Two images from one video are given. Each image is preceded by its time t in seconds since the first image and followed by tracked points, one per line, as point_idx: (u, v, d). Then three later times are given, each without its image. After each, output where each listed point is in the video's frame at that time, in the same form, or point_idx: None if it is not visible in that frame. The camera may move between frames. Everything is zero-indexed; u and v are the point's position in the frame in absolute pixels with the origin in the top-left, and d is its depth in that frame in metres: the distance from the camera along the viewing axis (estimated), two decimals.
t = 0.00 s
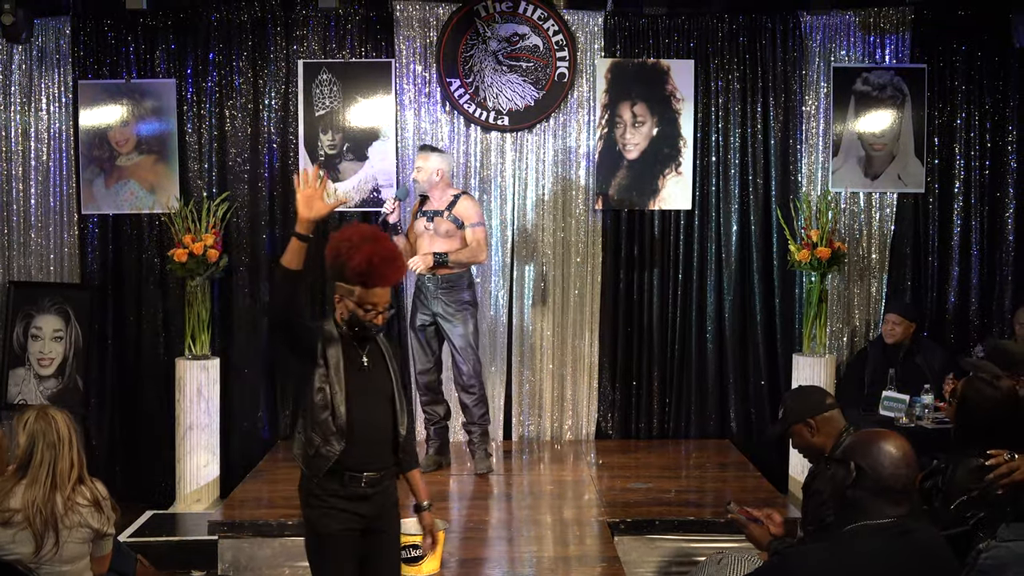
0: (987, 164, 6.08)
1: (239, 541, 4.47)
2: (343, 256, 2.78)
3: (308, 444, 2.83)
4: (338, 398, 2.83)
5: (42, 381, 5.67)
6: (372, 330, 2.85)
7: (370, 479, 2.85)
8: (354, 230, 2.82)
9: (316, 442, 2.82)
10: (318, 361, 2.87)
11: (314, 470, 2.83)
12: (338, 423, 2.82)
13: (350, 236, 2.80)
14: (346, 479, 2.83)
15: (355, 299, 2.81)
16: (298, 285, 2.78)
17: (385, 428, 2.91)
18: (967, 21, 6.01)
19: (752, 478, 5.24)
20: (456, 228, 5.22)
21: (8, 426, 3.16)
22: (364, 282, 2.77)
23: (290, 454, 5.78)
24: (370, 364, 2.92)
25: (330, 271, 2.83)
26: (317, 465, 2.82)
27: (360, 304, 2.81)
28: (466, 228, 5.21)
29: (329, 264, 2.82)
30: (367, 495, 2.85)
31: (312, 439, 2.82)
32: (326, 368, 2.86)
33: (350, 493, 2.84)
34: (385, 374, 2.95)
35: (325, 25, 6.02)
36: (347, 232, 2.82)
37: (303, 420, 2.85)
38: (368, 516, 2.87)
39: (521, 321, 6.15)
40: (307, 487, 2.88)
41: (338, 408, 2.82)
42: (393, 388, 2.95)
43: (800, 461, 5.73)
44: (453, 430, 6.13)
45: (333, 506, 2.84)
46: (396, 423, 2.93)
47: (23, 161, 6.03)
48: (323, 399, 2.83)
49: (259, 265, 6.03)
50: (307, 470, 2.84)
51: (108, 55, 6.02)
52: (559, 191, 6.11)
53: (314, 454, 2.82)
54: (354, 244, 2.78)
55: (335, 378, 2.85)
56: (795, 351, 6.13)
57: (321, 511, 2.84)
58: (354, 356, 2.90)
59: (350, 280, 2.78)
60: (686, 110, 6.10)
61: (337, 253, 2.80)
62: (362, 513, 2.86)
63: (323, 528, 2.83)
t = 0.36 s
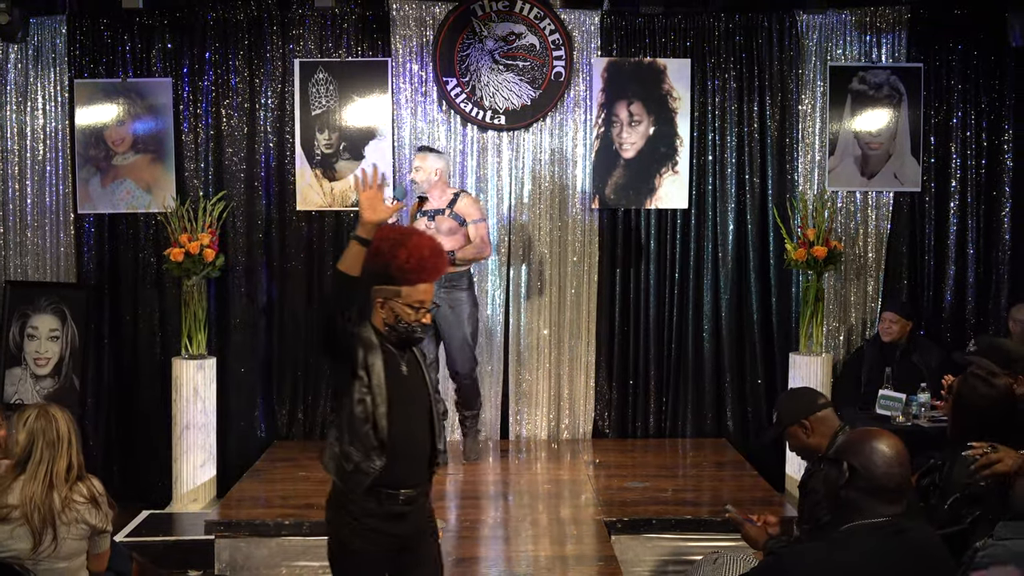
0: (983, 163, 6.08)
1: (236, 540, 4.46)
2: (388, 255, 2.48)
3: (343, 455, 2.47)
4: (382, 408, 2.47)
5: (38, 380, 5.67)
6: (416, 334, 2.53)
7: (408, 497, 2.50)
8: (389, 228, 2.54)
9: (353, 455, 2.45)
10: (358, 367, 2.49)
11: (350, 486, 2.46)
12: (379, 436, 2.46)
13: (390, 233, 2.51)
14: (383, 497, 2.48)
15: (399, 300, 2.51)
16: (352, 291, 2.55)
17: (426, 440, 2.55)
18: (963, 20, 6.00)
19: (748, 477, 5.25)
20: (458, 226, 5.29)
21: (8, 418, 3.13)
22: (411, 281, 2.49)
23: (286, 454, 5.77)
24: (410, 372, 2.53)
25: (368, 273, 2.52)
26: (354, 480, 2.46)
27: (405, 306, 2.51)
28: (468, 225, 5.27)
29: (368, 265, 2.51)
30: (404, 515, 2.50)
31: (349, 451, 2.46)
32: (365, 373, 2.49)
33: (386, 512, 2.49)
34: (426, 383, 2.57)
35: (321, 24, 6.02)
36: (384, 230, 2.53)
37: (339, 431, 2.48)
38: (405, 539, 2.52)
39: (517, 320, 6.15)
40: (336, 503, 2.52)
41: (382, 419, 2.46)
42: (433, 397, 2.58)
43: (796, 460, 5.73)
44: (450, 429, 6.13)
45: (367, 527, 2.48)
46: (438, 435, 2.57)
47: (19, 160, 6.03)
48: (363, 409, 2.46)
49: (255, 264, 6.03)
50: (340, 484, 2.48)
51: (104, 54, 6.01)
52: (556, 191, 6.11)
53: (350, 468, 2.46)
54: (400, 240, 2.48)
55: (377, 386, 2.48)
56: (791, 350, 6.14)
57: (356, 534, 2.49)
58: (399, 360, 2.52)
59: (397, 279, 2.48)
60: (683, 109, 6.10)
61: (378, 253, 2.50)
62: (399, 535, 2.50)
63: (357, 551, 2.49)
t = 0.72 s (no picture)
0: (980, 163, 6.09)
1: (233, 541, 4.46)
2: (445, 256, 2.51)
3: (406, 466, 2.53)
4: (442, 417, 2.54)
5: (35, 381, 5.66)
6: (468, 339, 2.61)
7: (469, 508, 2.58)
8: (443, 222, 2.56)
9: (419, 465, 2.52)
10: (415, 377, 2.55)
11: (416, 498, 2.53)
12: (444, 444, 2.53)
13: (446, 230, 2.53)
14: (447, 508, 2.55)
15: (452, 303, 2.57)
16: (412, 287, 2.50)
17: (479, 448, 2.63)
18: (960, 20, 6.01)
19: (746, 477, 5.26)
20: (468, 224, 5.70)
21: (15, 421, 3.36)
22: (467, 281, 2.55)
23: (284, 455, 5.78)
24: (463, 379, 2.62)
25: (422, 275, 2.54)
26: (419, 491, 2.52)
27: (458, 308, 2.58)
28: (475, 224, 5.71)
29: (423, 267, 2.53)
30: (463, 525, 2.58)
31: (412, 462, 2.52)
32: (425, 380, 2.56)
33: (448, 522, 2.56)
34: (476, 390, 2.66)
35: (318, 25, 6.02)
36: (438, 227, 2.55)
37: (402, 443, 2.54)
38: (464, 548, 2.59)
39: (515, 321, 6.15)
40: (398, 518, 2.58)
41: (443, 428, 2.53)
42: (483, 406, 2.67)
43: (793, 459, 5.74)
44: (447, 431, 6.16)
45: (431, 538, 2.55)
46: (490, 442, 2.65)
47: (16, 162, 6.03)
48: (423, 420, 2.53)
49: (252, 265, 6.03)
50: (403, 497, 2.54)
51: (100, 55, 6.00)
52: (553, 191, 6.11)
53: (416, 479, 2.52)
54: (457, 240, 2.51)
55: (437, 396, 2.55)
56: (789, 350, 6.14)
57: (419, 546, 2.55)
58: (453, 371, 2.60)
59: (453, 281, 2.53)
60: (679, 109, 6.10)
61: (435, 253, 2.52)
62: (458, 545, 2.57)
63: (423, 563, 2.55)
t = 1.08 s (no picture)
0: (975, 162, 6.10)
1: (229, 540, 4.46)
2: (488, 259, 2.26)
3: (457, 482, 2.34)
4: (494, 428, 2.36)
5: (30, 381, 5.66)
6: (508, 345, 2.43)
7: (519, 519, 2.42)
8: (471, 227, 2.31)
9: (472, 480, 2.34)
10: (464, 388, 2.35)
11: (470, 515, 2.34)
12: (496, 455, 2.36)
13: (478, 234, 2.29)
14: (500, 522, 2.37)
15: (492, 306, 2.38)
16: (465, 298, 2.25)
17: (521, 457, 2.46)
18: (955, 19, 6.03)
19: (741, 475, 5.27)
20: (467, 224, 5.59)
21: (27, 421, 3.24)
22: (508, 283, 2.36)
23: (280, 454, 5.77)
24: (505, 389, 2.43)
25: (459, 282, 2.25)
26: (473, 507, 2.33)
27: (497, 313, 2.38)
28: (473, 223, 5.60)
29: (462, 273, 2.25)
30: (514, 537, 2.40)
31: (465, 478, 2.34)
32: (473, 394, 2.35)
33: (500, 536, 2.38)
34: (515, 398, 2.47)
35: (313, 23, 6.01)
36: (465, 233, 2.29)
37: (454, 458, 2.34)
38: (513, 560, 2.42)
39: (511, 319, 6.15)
40: (445, 535, 2.37)
41: (496, 440, 2.35)
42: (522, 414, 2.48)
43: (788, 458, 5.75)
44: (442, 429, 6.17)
45: (486, 554, 2.35)
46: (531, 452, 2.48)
47: (10, 160, 6.02)
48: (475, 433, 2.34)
49: (247, 264, 6.02)
50: (455, 514, 2.35)
51: (94, 53, 5.98)
52: (548, 190, 6.12)
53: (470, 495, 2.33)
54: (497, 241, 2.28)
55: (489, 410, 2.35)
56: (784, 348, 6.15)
57: (473, 563, 2.34)
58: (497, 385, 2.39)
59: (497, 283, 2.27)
60: (675, 108, 6.10)
61: (472, 257, 2.25)
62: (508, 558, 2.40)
63: None
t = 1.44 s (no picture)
0: (971, 161, 6.10)
1: (226, 539, 4.46)
2: (529, 252, 2.23)
3: (508, 492, 2.17)
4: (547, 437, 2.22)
5: (26, 380, 5.65)
6: (552, 344, 2.26)
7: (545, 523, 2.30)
8: (513, 223, 2.29)
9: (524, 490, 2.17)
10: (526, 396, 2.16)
11: (520, 527, 2.18)
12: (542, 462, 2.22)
13: (521, 229, 2.26)
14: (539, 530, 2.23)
15: (538, 303, 2.23)
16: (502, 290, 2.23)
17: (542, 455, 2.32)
18: (951, 19, 6.01)
19: (737, 474, 5.28)
20: (457, 226, 5.59)
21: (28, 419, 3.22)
22: (554, 277, 2.24)
23: (277, 453, 5.77)
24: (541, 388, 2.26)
25: (502, 275, 2.23)
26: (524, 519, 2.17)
27: (547, 310, 2.23)
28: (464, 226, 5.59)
29: (505, 265, 2.22)
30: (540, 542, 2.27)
31: (516, 487, 2.17)
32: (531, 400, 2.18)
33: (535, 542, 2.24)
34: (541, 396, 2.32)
35: (310, 23, 6.01)
36: (507, 228, 2.27)
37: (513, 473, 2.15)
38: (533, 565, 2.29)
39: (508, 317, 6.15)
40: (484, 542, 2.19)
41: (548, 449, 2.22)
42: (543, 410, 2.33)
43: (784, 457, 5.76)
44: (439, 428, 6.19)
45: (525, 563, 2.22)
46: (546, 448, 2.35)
47: (6, 160, 6.01)
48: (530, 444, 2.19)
49: (243, 263, 6.02)
50: (503, 525, 2.17)
51: (90, 53, 5.98)
52: (545, 189, 6.12)
53: (521, 506, 2.17)
54: (539, 234, 2.25)
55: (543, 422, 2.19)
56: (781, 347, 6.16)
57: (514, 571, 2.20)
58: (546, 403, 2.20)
59: (541, 277, 2.22)
60: (671, 107, 6.10)
61: (516, 251, 2.23)
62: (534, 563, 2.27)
63: None
